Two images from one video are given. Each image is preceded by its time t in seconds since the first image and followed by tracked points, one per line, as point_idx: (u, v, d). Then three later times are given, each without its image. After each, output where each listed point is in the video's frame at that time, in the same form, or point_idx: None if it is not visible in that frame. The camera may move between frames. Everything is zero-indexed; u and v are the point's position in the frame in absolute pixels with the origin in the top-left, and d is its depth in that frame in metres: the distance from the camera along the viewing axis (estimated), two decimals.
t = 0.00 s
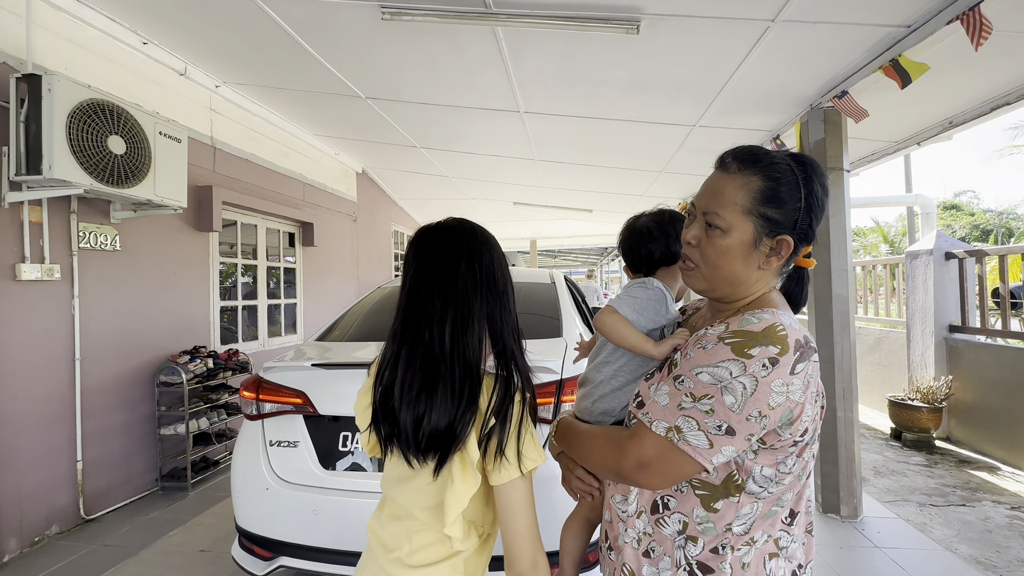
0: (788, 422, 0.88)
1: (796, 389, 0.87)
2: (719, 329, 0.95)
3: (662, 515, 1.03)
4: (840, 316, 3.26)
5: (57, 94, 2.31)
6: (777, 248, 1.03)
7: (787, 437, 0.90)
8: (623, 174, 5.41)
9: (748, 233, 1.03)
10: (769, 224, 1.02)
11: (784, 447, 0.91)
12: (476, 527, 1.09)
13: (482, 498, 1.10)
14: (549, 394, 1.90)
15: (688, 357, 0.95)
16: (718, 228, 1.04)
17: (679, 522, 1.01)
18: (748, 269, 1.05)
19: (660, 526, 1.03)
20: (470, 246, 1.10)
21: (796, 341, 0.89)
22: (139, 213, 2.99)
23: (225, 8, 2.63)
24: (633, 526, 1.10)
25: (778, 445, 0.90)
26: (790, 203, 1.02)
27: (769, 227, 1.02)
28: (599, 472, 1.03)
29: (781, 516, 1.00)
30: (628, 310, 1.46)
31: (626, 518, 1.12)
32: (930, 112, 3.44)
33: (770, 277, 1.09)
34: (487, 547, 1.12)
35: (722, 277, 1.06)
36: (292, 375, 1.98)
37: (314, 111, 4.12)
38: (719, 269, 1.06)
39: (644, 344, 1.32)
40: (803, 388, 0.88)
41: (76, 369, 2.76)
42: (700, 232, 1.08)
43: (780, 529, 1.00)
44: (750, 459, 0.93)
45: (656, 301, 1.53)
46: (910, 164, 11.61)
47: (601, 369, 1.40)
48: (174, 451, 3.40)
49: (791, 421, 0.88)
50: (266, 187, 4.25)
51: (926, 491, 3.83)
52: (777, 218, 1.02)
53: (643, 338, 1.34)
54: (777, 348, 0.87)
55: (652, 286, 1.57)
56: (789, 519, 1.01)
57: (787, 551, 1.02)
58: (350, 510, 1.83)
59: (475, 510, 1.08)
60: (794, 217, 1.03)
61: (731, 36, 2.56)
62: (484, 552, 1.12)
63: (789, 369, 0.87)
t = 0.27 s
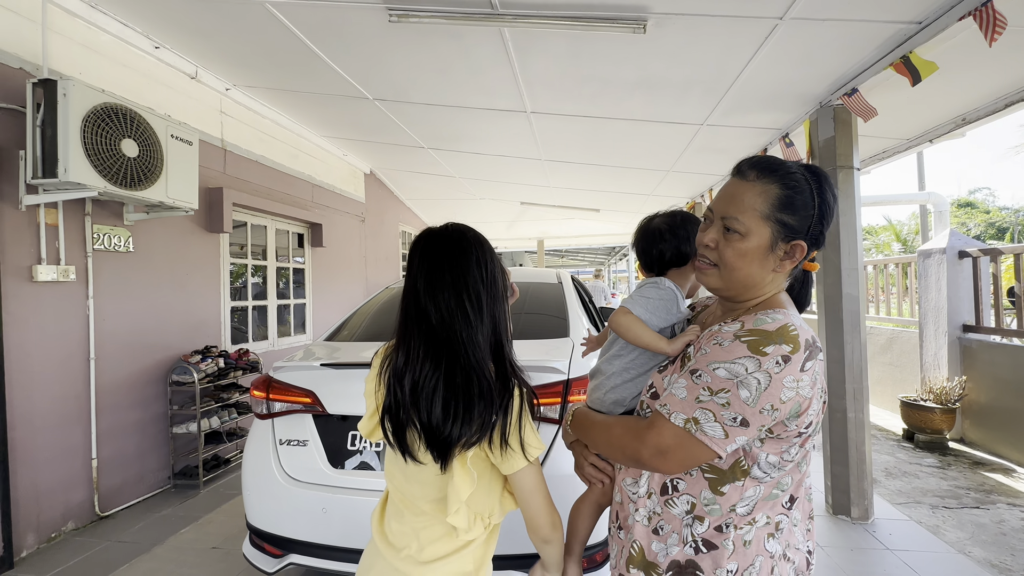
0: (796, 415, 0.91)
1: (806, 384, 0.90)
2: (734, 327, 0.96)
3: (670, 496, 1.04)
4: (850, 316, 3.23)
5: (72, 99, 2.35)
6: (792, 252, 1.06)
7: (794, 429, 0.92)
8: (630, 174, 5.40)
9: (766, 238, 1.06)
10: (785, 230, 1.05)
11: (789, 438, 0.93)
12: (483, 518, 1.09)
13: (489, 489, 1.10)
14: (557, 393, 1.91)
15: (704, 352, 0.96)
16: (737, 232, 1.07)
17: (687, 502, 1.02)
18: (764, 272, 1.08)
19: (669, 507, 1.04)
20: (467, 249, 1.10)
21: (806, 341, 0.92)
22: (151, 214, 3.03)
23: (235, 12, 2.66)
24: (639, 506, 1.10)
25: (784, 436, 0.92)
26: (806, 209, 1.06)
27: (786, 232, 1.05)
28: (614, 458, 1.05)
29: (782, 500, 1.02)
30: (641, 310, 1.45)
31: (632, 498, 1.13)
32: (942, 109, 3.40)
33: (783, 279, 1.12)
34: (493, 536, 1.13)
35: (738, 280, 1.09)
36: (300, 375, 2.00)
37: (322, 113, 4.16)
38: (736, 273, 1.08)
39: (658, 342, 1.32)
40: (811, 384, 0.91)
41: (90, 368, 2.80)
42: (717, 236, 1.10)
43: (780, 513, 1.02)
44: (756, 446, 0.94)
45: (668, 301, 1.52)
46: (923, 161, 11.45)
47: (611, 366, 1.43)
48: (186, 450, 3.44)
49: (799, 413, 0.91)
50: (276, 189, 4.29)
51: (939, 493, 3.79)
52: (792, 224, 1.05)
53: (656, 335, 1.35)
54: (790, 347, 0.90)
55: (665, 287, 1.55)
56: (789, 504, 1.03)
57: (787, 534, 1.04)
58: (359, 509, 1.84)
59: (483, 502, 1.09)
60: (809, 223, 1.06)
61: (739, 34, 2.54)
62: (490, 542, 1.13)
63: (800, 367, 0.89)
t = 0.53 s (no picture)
0: (812, 407, 0.97)
1: (822, 378, 0.95)
2: (753, 325, 1.00)
3: (695, 484, 1.09)
4: (870, 314, 3.18)
5: (96, 102, 2.42)
6: (807, 252, 1.07)
7: (810, 419, 0.98)
8: (644, 170, 5.35)
9: (783, 239, 1.06)
10: (800, 232, 1.06)
11: (805, 428, 0.99)
12: (524, 491, 1.16)
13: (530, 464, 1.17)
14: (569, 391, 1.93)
15: (725, 349, 1.00)
16: (754, 235, 1.07)
17: (710, 489, 1.07)
18: (782, 272, 1.08)
19: (693, 494, 1.09)
20: (491, 257, 1.14)
21: (822, 337, 0.97)
22: (172, 214, 3.10)
23: (252, 15, 2.70)
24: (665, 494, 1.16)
25: (801, 426, 0.98)
26: (822, 210, 1.06)
27: (802, 233, 1.06)
28: (640, 449, 1.10)
29: (800, 487, 1.07)
30: (653, 309, 1.49)
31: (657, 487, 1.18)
32: (965, 102, 3.32)
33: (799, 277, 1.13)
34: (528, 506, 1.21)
35: (755, 281, 1.09)
36: (316, 371, 2.04)
37: (337, 112, 4.20)
38: (753, 274, 1.09)
39: (674, 340, 1.33)
40: (827, 378, 0.97)
41: (115, 364, 2.88)
42: (734, 238, 1.11)
43: (799, 499, 1.08)
44: (775, 436, 1.00)
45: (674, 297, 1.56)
46: (947, 155, 11.13)
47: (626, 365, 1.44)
48: (206, 444, 3.53)
49: (815, 405, 0.97)
50: (292, 188, 4.35)
51: (962, 495, 3.71)
52: (807, 226, 1.05)
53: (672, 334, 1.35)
54: (807, 344, 0.95)
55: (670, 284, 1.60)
56: (806, 490, 1.08)
57: (804, 518, 1.10)
58: (373, 504, 1.87)
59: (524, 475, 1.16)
60: (825, 223, 1.07)
61: (754, 28, 2.51)
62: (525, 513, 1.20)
63: (816, 361, 0.95)
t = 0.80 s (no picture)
0: (840, 393, 0.97)
1: (849, 365, 0.96)
2: (778, 316, 1.01)
3: (725, 476, 1.09)
4: (896, 309, 3.10)
5: (126, 103, 2.51)
6: (819, 241, 1.06)
7: (838, 406, 0.98)
8: (662, 163, 5.29)
9: (795, 230, 1.06)
10: (812, 221, 1.05)
11: (833, 415, 0.99)
12: (564, 445, 1.37)
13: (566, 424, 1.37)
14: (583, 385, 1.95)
15: (751, 341, 1.01)
16: (766, 227, 1.07)
17: (742, 480, 1.07)
18: (796, 263, 1.08)
19: (724, 486, 1.10)
20: (531, 249, 1.32)
21: (848, 324, 0.97)
22: (198, 212, 3.20)
23: (274, 15, 2.77)
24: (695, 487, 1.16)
25: (829, 413, 0.98)
26: (833, 200, 1.06)
27: (814, 223, 1.05)
28: (668, 444, 1.12)
29: (830, 474, 1.07)
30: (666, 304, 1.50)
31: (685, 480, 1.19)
32: (999, 89, 3.20)
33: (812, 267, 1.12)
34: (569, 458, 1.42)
35: (769, 272, 1.09)
36: (335, 364, 2.09)
37: (355, 110, 4.26)
38: (767, 266, 1.08)
39: (689, 336, 1.34)
40: (854, 364, 0.96)
41: (145, 356, 3.00)
42: (747, 231, 1.10)
43: (829, 486, 1.07)
44: (803, 424, 1.00)
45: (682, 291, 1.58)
46: (984, 144, 10.70)
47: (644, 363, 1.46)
48: (232, 435, 3.64)
49: (842, 392, 0.97)
50: (312, 185, 4.44)
51: (993, 497, 3.60)
52: (819, 215, 1.05)
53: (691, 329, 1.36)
54: (833, 331, 0.95)
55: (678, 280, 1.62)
56: (836, 477, 1.09)
57: (834, 504, 1.10)
58: (390, 494, 1.91)
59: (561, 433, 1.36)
60: (836, 212, 1.06)
61: (774, 17, 2.46)
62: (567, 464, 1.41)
63: (843, 349, 0.95)
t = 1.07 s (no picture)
0: (865, 391, 0.95)
1: (874, 361, 0.94)
2: (802, 310, 1.00)
3: (742, 472, 1.07)
4: (925, 304, 3.01)
5: (157, 104, 2.61)
6: (843, 232, 1.04)
7: (863, 404, 0.96)
8: (683, 155, 5.22)
9: (817, 222, 1.04)
10: (834, 211, 1.03)
11: (856, 412, 0.97)
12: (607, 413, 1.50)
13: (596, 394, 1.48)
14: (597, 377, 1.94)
15: (773, 336, 1.00)
16: (787, 219, 1.06)
17: (758, 476, 1.05)
18: (819, 255, 1.06)
19: (740, 481, 1.08)
20: (575, 243, 1.54)
21: (874, 319, 0.95)
22: (226, 208, 3.31)
23: (297, 15, 2.84)
24: (710, 482, 1.14)
25: (853, 411, 0.97)
26: (857, 189, 1.03)
27: (837, 214, 1.03)
28: (686, 438, 1.11)
29: (851, 472, 1.04)
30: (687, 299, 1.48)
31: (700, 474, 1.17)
32: None
33: (838, 260, 1.10)
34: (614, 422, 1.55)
35: (791, 265, 1.07)
36: (355, 355, 2.16)
37: (376, 106, 4.33)
38: (789, 258, 1.07)
39: (714, 333, 1.32)
40: (880, 361, 0.95)
41: (178, 346, 3.13)
42: (768, 223, 1.09)
43: (849, 484, 1.04)
44: (825, 422, 0.98)
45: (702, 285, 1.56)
46: None
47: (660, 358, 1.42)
48: (259, 423, 3.77)
49: (867, 389, 0.95)
50: (335, 181, 4.53)
51: None
52: (842, 205, 1.03)
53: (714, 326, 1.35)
54: (860, 327, 0.93)
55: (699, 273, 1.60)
56: (857, 475, 1.06)
57: (854, 502, 1.07)
58: (406, 481, 1.97)
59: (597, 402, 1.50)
60: (862, 202, 1.03)
61: (796, 4, 2.41)
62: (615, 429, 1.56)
63: (869, 345, 0.93)
